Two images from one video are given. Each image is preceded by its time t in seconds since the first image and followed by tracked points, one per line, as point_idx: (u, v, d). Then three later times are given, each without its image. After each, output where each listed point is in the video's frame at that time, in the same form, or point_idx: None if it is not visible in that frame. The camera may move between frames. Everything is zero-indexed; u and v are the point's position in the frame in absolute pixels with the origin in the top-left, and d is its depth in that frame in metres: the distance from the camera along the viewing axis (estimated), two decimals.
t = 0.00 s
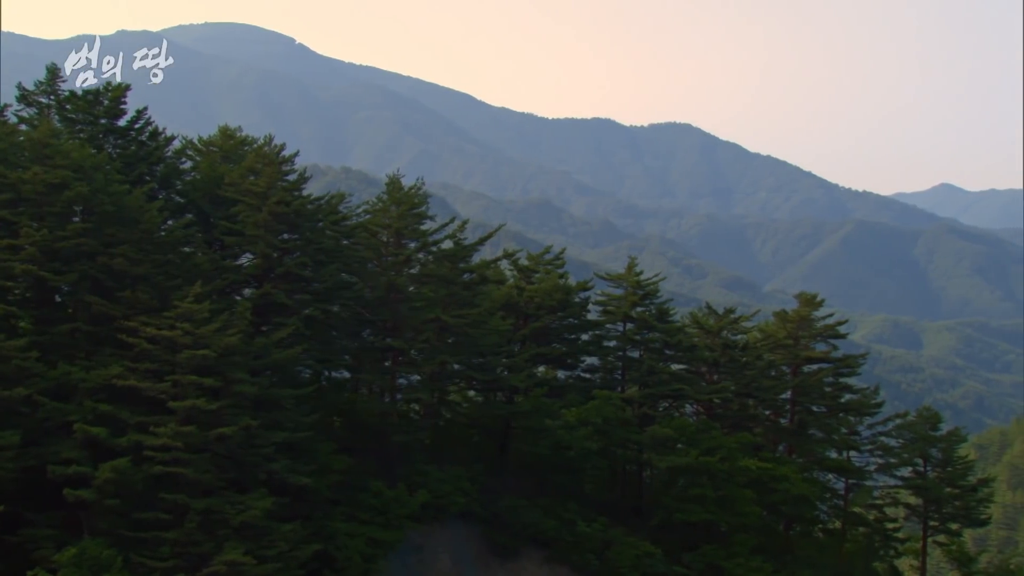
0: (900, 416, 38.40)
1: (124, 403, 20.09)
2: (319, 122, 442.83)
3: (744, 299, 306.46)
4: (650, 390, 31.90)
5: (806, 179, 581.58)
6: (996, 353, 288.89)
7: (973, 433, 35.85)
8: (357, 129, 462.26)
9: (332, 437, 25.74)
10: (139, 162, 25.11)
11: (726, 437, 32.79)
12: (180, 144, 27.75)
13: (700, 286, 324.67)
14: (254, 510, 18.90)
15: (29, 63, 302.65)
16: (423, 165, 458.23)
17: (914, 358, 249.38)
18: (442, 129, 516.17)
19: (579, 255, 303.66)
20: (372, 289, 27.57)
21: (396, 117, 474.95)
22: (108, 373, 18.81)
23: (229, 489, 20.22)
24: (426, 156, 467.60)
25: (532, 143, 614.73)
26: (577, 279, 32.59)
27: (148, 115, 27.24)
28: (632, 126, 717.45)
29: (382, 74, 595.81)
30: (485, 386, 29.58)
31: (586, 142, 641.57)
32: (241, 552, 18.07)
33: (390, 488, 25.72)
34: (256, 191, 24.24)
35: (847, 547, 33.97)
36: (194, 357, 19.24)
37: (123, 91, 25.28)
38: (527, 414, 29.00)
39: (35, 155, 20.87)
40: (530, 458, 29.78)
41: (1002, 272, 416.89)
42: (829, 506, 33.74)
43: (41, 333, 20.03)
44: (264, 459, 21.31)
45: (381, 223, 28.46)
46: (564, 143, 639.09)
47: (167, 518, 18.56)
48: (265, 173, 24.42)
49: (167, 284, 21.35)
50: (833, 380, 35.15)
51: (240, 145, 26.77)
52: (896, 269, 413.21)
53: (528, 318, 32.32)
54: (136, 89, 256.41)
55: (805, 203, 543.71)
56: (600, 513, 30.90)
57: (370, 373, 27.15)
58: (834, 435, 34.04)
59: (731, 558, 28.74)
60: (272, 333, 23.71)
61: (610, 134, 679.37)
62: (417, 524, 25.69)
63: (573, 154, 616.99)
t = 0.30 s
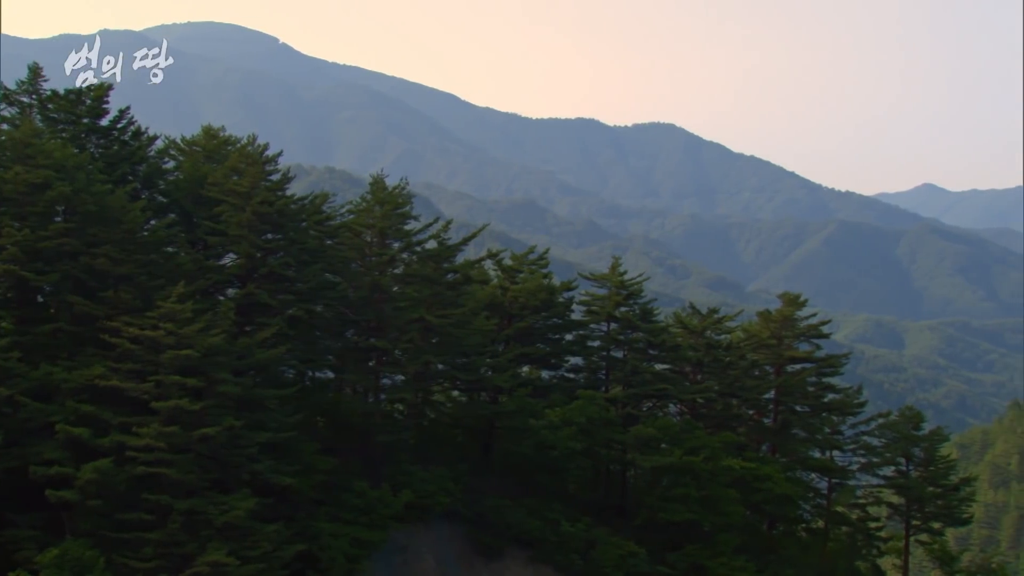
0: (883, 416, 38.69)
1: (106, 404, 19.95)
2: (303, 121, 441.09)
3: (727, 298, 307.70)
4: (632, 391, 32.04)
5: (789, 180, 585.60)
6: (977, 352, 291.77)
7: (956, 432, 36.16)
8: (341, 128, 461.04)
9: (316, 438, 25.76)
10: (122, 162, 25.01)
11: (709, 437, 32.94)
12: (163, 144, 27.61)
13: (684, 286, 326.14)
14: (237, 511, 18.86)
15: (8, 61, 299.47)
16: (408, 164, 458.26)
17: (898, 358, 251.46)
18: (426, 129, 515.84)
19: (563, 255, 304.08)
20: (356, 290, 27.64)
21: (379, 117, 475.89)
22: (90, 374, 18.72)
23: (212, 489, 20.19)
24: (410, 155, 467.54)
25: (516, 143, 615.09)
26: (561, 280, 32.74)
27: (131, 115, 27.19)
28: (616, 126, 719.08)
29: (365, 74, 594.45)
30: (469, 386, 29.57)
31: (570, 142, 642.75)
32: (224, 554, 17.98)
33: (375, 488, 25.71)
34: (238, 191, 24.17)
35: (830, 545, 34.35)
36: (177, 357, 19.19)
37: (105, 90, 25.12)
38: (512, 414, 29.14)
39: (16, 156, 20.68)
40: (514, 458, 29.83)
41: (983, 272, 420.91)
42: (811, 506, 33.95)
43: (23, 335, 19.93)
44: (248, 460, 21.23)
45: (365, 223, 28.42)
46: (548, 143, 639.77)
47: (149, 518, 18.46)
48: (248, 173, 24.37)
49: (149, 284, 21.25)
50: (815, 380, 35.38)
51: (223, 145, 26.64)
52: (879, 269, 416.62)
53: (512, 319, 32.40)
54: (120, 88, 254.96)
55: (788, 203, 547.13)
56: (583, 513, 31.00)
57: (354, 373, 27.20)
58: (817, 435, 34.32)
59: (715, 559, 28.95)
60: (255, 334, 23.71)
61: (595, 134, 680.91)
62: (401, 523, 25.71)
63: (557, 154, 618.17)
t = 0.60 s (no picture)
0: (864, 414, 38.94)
1: (87, 402, 19.83)
2: (285, 121, 438.97)
3: (710, 298, 309.10)
4: (615, 391, 32.24)
5: (771, 180, 589.69)
6: (958, 351, 294.57)
7: (935, 431, 36.44)
8: (323, 128, 459.72)
9: (299, 439, 25.74)
10: (103, 161, 24.87)
11: (691, 436, 33.13)
12: (145, 144, 27.50)
13: (666, 286, 327.43)
14: (219, 512, 18.85)
15: None
16: (390, 165, 459.07)
17: (879, 357, 253.48)
18: (409, 129, 515.40)
19: (546, 255, 304.41)
20: (339, 290, 27.67)
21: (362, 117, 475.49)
22: (72, 374, 18.63)
23: (195, 489, 20.14)
24: (393, 155, 467.12)
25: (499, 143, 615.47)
26: (543, 280, 32.83)
27: (112, 114, 27.08)
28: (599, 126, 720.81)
29: (348, 74, 592.97)
30: (452, 386, 29.56)
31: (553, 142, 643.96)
32: (205, 555, 17.96)
33: (357, 487, 25.75)
34: (221, 191, 24.13)
35: (811, 545, 34.66)
36: (158, 358, 19.19)
37: (87, 89, 25.03)
38: (494, 415, 29.25)
39: None
40: (496, 458, 29.91)
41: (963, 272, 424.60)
42: (792, 505, 34.35)
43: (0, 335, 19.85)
44: (230, 460, 21.15)
45: (348, 223, 28.47)
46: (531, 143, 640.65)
47: (130, 518, 18.45)
48: (231, 172, 24.35)
49: (130, 284, 21.10)
50: (797, 379, 35.61)
51: (205, 144, 26.53)
52: (861, 269, 419.62)
53: (495, 318, 32.46)
54: (101, 87, 252.76)
55: (770, 203, 550.31)
56: (565, 513, 31.03)
57: (336, 373, 27.24)
58: (798, 434, 34.62)
59: (698, 558, 29.14)
60: (237, 334, 23.73)
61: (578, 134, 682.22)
62: (384, 524, 25.79)
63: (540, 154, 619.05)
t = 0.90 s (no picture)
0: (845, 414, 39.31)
1: (67, 403, 19.75)
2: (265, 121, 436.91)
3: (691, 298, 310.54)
4: (597, 390, 32.40)
5: (752, 180, 593.34)
6: (937, 352, 297.45)
7: (915, 431, 36.81)
8: (304, 128, 457.91)
9: (281, 439, 25.70)
10: (83, 161, 24.70)
11: (674, 436, 33.29)
12: (125, 142, 27.31)
13: (648, 286, 328.55)
14: (200, 512, 18.81)
15: None
16: (371, 164, 461.07)
17: (860, 357, 255.37)
18: (390, 129, 514.71)
19: (527, 255, 304.74)
20: (320, 290, 27.66)
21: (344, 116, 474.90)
22: (52, 374, 18.57)
23: (174, 490, 20.07)
24: (375, 155, 466.21)
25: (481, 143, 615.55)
26: (525, 280, 32.88)
27: (92, 114, 26.86)
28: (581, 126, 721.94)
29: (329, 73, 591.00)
30: (433, 386, 29.58)
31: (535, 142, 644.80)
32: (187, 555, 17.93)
33: (338, 488, 25.70)
34: (202, 191, 24.01)
35: (793, 544, 35.01)
36: (139, 358, 19.16)
37: (65, 89, 24.77)
38: (477, 415, 29.36)
39: None
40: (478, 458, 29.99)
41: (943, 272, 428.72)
42: (773, 504, 34.67)
43: None
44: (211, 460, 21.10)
45: (329, 223, 28.45)
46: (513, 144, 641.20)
47: (110, 521, 18.37)
48: (212, 173, 24.30)
49: (111, 284, 21.00)
50: (778, 378, 35.97)
51: (185, 144, 26.46)
52: (841, 269, 423.01)
53: (477, 319, 32.55)
54: (80, 85, 250.13)
55: (752, 203, 553.55)
56: (547, 512, 31.16)
57: (318, 373, 27.28)
58: (780, 433, 34.95)
59: (679, 557, 29.40)
60: (218, 334, 23.68)
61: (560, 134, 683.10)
62: (365, 525, 25.85)
63: (522, 154, 619.34)
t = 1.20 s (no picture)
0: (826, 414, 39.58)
1: (46, 405, 19.67)
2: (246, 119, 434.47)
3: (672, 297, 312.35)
4: (579, 390, 32.55)
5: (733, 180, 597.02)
6: (916, 351, 300.46)
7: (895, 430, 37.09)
8: (285, 127, 456.07)
9: (261, 438, 25.65)
10: (62, 161, 24.51)
11: (655, 436, 33.51)
12: (105, 142, 27.17)
13: (629, 286, 329.93)
14: (180, 514, 18.74)
15: None
16: (352, 164, 458.85)
17: (840, 357, 257.94)
18: (371, 129, 513.70)
19: (508, 255, 305.24)
20: (301, 290, 27.62)
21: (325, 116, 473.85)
22: (30, 375, 18.46)
23: (155, 491, 19.96)
24: (356, 155, 465.47)
25: (463, 143, 615.62)
26: (506, 280, 32.96)
27: (72, 114, 26.66)
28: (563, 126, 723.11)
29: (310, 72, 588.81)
30: (415, 386, 29.55)
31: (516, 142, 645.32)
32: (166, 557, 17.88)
33: (318, 488, 25.70)
34: (182, 191, 23.96)
35: (774, 544, 35.33)
36: (119, 358, 19.07)
37: (44, 88, 24.58)
38: (458, 415, 29.41)
39: None
40: (460, 459, 30.06)
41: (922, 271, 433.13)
42: (753, 504, 34.98)
43: None
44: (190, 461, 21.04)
45: (310, 223, 28.43)
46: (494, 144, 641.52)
47: (90, 522, 18.33)
48: (192, 172, 24.22)
49: (91, 283, 20.93)
50: (759, 378, 36.25)
51: (166, 143, 26.33)
52: (821, 269, 426.38)
53: (458, 319, 32.58)
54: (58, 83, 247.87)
55: (733, 203, 556.97)
56: (529, 513, 31.24)
57: (298, 374, 27.22)
58: (760, 433, 35.19)
59: (660, 556, 29.59)
60: (197, 334, 23.64)
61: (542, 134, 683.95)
62: (346, 525, 25.88)
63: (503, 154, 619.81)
